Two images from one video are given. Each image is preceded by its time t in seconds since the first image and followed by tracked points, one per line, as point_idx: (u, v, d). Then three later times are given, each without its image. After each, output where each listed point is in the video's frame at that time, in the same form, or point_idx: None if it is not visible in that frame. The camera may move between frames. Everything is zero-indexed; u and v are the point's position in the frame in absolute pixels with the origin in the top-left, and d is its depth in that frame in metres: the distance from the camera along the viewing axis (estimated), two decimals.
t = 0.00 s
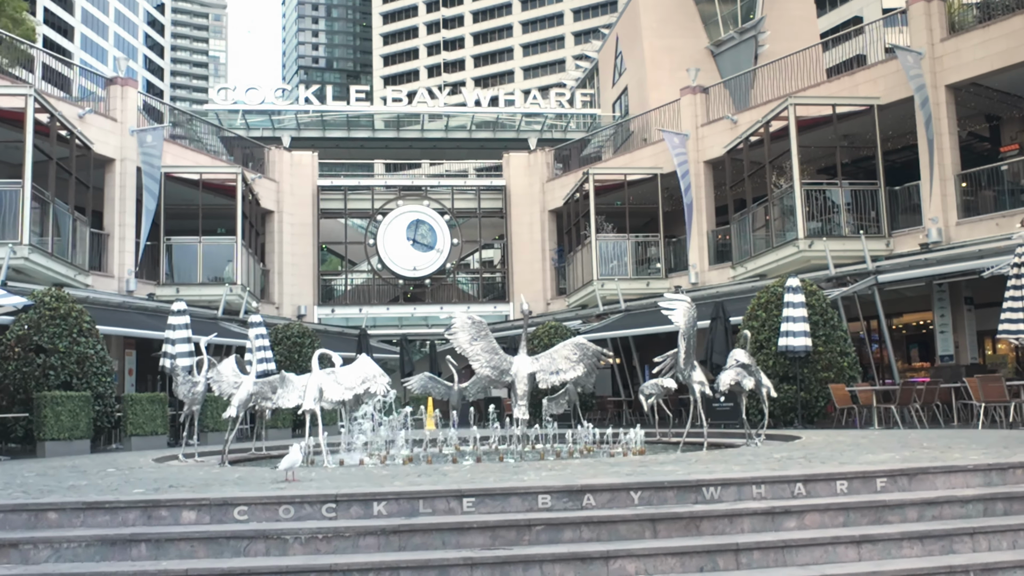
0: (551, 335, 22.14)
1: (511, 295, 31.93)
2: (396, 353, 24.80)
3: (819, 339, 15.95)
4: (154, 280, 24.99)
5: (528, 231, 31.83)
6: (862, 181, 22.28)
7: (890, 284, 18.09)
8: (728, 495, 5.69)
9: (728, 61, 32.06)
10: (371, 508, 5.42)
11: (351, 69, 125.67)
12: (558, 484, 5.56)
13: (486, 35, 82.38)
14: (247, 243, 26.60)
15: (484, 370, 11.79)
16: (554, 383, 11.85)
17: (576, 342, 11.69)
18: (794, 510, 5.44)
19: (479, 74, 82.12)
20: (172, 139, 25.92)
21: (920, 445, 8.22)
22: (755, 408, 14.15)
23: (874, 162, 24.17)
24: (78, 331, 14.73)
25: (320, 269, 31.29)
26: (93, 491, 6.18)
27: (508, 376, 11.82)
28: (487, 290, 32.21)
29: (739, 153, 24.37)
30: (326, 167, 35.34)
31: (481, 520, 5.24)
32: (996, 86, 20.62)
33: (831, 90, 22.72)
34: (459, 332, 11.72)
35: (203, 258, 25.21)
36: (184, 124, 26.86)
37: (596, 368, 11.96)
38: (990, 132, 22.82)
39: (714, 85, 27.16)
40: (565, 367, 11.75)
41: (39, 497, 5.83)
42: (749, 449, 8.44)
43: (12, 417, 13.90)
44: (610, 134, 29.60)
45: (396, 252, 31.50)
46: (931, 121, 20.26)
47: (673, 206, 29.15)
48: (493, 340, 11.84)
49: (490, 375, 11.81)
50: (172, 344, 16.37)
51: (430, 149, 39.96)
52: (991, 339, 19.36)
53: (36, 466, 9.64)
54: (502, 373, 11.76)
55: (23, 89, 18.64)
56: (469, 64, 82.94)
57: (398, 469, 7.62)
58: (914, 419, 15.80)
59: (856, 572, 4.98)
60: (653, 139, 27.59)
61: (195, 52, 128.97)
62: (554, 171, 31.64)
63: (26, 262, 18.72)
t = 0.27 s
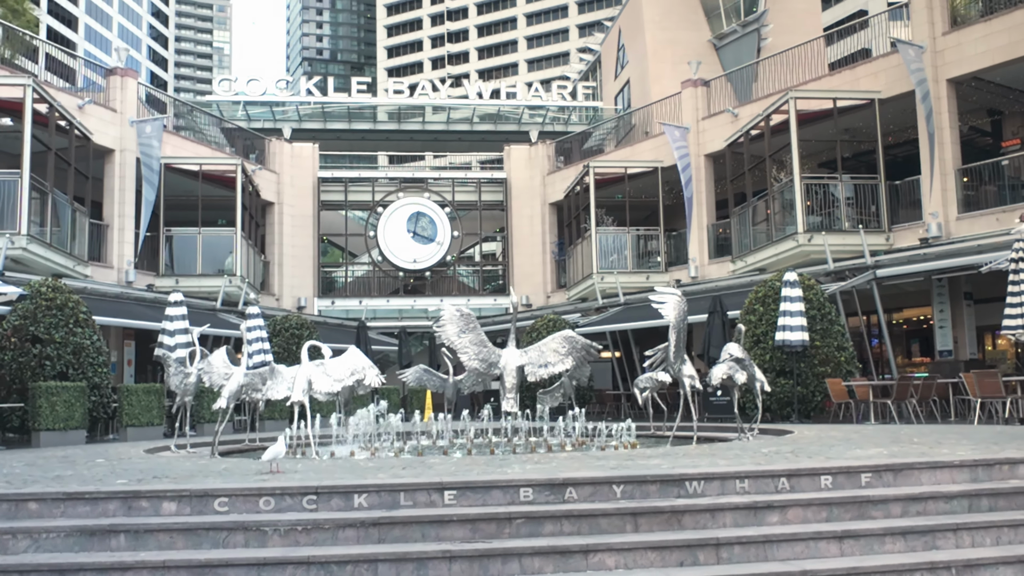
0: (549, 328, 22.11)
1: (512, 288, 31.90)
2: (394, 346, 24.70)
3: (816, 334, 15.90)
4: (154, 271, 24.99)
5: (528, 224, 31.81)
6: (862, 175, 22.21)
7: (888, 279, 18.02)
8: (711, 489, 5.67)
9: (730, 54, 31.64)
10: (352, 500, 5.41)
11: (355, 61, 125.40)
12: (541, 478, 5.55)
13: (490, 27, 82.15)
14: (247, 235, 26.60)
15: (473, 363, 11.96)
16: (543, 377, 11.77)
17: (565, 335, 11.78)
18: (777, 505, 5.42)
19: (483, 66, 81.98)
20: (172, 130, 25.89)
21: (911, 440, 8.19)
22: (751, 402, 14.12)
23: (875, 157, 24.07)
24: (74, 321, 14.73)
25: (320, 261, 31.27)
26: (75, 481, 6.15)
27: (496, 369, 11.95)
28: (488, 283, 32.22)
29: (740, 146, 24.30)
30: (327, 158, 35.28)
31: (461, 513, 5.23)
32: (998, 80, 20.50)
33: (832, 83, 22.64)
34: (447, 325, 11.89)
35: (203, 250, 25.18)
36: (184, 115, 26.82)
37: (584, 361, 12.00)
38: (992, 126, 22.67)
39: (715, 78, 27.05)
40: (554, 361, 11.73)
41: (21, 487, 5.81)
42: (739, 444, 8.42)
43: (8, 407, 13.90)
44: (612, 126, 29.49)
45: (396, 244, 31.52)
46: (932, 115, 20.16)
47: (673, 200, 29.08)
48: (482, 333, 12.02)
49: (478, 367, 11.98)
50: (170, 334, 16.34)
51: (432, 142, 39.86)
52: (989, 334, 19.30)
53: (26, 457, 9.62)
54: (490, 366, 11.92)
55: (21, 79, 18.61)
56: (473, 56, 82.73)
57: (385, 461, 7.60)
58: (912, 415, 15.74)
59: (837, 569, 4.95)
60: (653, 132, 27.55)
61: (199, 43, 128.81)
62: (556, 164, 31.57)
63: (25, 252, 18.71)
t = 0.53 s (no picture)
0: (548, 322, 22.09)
1: (513, 283, 31.90)
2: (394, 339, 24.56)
3: (813, 329, 15.87)
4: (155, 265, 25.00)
5: (530, 218, 31.80)
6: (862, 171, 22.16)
7: (886, 275, 17.92)
8: (691, 484, 5.67)
9: (732, 49, 31.37)
10: (331, 494, 5.42)
11: (360, 55, 125.26)
12: (520, 472, 5.56)
13: (495, 22, 81.96)
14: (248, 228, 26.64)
15: (460, 359, 11.54)
16: (530, 371, 11.77)
17: (552, 329, 11.81)
18: (755, 500, 5.43)
19: (488, 60, 81.87)
20: (173, 124, 25.92)
21: (898, 436, 8.18)
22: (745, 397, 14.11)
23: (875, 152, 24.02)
24: (71, 314, 14.77)
25: (321, 254, 31.29)
26: (58, 474, 6.16)
27: (484, 365, 11.61)
28: (489, 277, 32.17)
29: (741, 141, 24.25)
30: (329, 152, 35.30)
31: (437, 506, 5.24)
32: (999, 75, 20.39)
33: (832, 78, 22.60)
34: (434, 319, 11.43)
35: (204, 243, 25.15)
36: (185, 108, 26.85)
37: (570, 356, 12.18)
38: (993, 122, 22.56)
39: (716, 72, 26.99)
40: (541, 355, 11.82)
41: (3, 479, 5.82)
42: (726, 439, 8.42)
43: (5, 399, 13.96)
44: (615, 121, 29.40)
45: (397, 237, 31.43)
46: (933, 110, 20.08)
47: (674, 195, 29.03)
48: (469, 328, 11.55)
49: (465, 361, 11.56)
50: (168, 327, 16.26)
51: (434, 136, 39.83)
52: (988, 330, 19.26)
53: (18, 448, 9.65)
54: (476, 360, 11.53)
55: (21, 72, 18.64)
56: (478, 51, 82.61)
57: (371, 455, 7.62)
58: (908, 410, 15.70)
59: (813, 564, 4.96)
60: (654, 126, 27.50)
61: (204, 37, 128.78)
62: (557, 158, 31.53)
63: (25, 245, 18.77)
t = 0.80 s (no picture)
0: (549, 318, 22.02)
1: (515, 279, 31.86)
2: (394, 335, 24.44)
3: (812, 327, 15.89)
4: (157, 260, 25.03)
5: (532, 214, 31.79)
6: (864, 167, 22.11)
7: (886, 272, 17.95)
8: (674, 481, 5.69)
9: (736, 45, 31.18)
10: (315, 490, 5.45)
11: (366, 50, 125.21)
12: (503, 469, 5.59)
13: (500, 17, 81.82)
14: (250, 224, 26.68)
15: (449, 355, 11.57)
16: (518, 369, 11.70)
17: (541, 327, 11.63)
18: (737, 497, 5.45)
19: (493, 56, 81.81)
20: (175, 119, 25.96)
21: (889, 433, 8.18)
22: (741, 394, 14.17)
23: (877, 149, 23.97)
24: (71, 309, 14.84)
25: (323, 250, 31.31)
26: (45, 469, 6.20)
27: (474, 361, 11.62)
28: (491, 273, 32.16)
29: (742, 138, 24.22)
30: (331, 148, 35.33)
31: (420, 502, 5.27)
32: (1001, 71, 20.29)
33: (833, 75, 22.54)
34: (424, 316, 11.52)
35: (206, 239, 25.17)
36: (187, 104, 26.89)
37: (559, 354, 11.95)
38: (996, 119, 22.46)
39: (719, 69, 26.94)
40: (529, 352, 11.67)
41: None
42: (717, 436, 8.43)
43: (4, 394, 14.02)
44: (618, 117, 29.32)
45: (398, 234, 31.54)
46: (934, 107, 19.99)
47: (676, 191, 29.01)
48: (458, 324, 11.64)
49: (454, 358, 11.60)
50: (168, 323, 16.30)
51: (436, 132, 39.85)
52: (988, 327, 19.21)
53: (13, 443, 9.70)
54: (466, 357, 11.57)
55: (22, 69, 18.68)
56: (484, 46, 82.54)
57: (360, 451, 7.67)
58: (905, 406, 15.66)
59: (792, 561, 4.97)
60: (656, 123, 27.48)
61: (210, 32, 128.83)
62: (559, 154, 31.51)
63: (26, 241, 18.84)
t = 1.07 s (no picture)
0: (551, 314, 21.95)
1: (519, 275, 31.81)
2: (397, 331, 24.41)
3: (813, 323, 15.81)
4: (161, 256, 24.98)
5: (536, 210, 31.79)
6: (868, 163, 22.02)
7: (888, 268, 17.90)
8: (662, 477, 5.68)
9: (741, 40, 30.75)
10: (301, 485, 5.46)
11: (373, 46, 125.17)
12: (490, 464, 5.58)
13: (507, 13, 81.65)
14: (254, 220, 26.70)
15: (443, 351, 11.50)
16: (512, 365, 11.56)
17: (534, 323, 11.42)
18: (724, 493, 5.43)
19: (500, 52, 81.70)
20: (179, 115, 26.00)
21: (883, 430, 8.17)
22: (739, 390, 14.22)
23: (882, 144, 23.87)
24: (72, 305, 14.88)
25: (327, 246, 31.33)
26: (36, 463, 6.22)
27: (466, 356, 11.58)
28: (496, 269, 32.14)
29: (746, 134, 24.14)
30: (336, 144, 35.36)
31: (405, 497, 5.28)
32: (1006, 67, 20.12)
33: (837, 71, 22.44)
34: (416, 311, 11.36)
35: (210, 235, 25.10)
36: (192, 99, 26.94)
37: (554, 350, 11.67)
38: (1001, 115, 22.30)
39: (724, 64, 26.82)
40: (522, 348, 11.50)
41: None
42: (711, 432, 8.42)
43: (6, 389, 14.06)
44: (623, 112, 29.22)
45: (402, 229, 31.52)
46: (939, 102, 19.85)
47: (680, 187, 28.96)
48: (452, 319, 11.52)
49: (448, 354, 11.55)
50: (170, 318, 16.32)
51: (441, 128, 39.84)
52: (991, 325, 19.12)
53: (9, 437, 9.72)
54: (459, 353, 11.52)
55: (25, 64, 18.72)
56: (491, 42, 82.44)
57: (353, 446, 7.69)
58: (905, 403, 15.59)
59: (776, 557, 4.97)
60: (660, 118, 27.41)
61: (217, 28, 128.94)
62: (564, 150, 31.46)
63: (29, 236, 18.88)
